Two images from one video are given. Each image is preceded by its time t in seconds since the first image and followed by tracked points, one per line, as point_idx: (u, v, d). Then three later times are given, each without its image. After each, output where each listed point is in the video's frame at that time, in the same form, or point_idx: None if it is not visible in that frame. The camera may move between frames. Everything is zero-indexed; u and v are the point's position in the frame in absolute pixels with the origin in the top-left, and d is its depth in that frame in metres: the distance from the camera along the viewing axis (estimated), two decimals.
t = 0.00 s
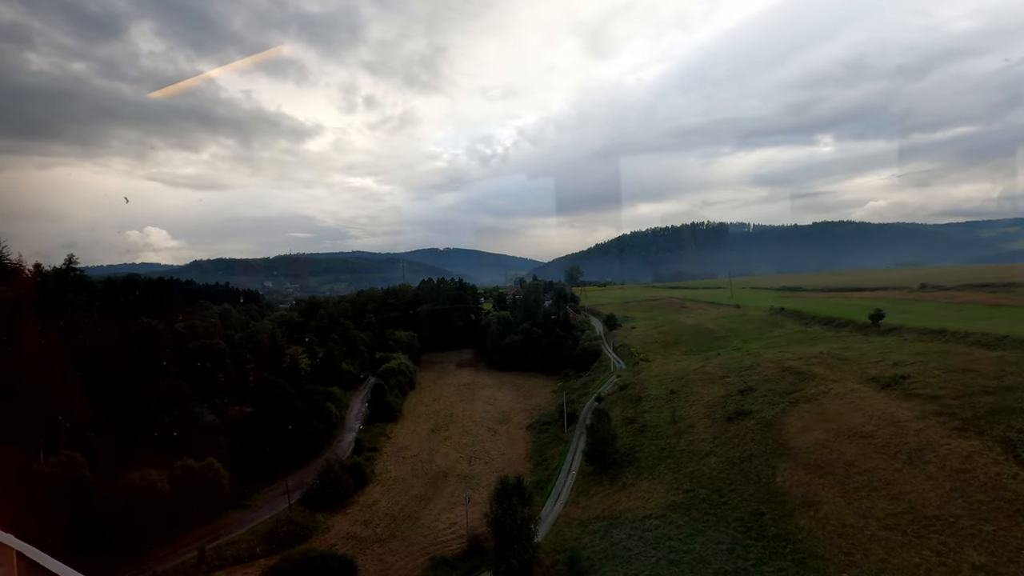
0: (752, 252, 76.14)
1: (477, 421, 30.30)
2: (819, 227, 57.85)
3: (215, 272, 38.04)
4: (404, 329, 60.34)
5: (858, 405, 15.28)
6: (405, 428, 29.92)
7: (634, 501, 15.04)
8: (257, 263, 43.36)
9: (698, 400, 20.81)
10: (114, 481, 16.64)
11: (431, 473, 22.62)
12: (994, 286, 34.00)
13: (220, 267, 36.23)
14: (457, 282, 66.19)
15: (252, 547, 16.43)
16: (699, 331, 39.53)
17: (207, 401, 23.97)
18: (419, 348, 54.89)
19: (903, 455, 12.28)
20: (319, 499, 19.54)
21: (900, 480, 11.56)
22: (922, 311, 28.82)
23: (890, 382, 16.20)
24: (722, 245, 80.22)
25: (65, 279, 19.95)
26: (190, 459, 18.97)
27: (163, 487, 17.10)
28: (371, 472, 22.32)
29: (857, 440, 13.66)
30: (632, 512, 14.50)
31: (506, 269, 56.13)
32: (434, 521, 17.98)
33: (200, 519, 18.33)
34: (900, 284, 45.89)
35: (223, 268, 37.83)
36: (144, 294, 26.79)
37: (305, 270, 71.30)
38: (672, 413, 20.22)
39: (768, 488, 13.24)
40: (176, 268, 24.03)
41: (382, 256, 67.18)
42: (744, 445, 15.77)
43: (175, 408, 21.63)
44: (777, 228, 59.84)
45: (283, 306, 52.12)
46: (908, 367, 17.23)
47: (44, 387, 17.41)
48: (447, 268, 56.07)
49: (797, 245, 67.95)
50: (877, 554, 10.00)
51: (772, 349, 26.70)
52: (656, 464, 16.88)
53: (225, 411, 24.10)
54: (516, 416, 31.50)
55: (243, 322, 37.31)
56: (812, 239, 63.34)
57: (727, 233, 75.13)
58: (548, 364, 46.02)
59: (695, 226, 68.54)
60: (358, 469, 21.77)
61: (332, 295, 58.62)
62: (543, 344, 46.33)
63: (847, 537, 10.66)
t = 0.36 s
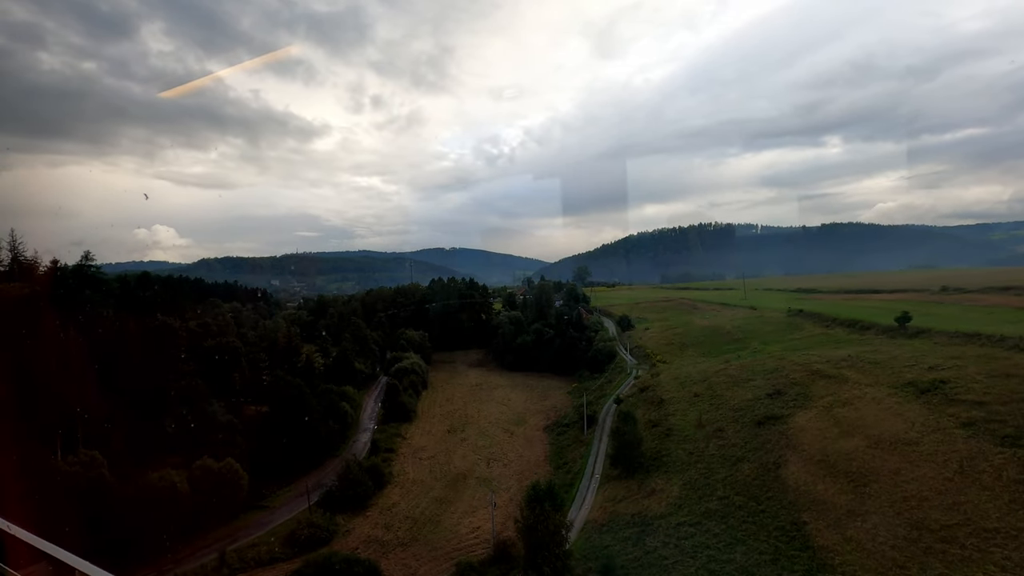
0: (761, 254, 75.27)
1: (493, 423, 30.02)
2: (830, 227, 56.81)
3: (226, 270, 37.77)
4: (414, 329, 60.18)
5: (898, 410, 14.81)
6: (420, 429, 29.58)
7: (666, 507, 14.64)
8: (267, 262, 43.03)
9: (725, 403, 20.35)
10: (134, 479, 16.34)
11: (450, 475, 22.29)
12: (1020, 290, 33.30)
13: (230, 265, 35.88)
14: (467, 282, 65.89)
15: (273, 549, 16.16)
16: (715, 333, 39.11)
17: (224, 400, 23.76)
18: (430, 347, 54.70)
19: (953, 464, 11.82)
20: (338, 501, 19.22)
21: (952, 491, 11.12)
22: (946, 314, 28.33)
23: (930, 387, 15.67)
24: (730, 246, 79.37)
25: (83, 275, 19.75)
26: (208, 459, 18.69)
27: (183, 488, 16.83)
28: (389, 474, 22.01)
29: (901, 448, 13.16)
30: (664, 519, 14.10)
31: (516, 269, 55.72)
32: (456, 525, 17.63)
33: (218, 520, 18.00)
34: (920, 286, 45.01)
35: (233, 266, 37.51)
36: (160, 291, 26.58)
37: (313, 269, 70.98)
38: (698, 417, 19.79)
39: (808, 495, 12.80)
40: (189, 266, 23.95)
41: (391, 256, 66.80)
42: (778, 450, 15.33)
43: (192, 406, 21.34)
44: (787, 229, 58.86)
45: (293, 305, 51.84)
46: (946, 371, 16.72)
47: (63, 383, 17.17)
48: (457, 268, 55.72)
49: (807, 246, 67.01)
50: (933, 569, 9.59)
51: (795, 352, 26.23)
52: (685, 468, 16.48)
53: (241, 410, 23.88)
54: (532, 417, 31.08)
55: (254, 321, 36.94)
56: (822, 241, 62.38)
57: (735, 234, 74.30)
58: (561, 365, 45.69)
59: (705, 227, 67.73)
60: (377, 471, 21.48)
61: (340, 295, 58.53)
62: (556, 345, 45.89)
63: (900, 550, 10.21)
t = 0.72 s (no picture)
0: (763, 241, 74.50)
1: (506, 414, 29.80)
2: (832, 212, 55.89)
3: (226, 264, 37.12)
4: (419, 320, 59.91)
5: (932, 398, 14.49)
6: (432, 421, 29.31)
7: (696, 500, 14.35)
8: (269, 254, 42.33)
9: (747, 392, 20.03)
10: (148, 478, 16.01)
11: (466, 468, 22.04)
12: None
13: (231, 258, 35.31)
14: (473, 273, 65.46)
15: (293, 546, 15.89)
16: (726, 321, 38.82)
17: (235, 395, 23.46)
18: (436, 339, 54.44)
19: (998, 454, 11.52)
20: (354, 496, 18.92)
21: (999, 482, 10.82)
22: (963, 299, 28.03)
23: (963, 374, 15.33)
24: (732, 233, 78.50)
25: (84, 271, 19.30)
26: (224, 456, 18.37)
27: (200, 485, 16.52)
28: (405, 467, 21.74)
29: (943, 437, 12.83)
30: (695, 512, 13.82)
31: (518, 259, 55.23)
32: (477, 519, 17.36)
33: (235, 517, 17.72)
34: (932, 272, 44.48)
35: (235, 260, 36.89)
36: (162, 287, 26.11)
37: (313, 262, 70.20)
38: (720, 407, 19.47)
39: (845, 486, 12.48)
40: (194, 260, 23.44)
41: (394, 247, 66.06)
42: (808, 440, 15.02)
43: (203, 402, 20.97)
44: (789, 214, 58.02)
45: (295, 298, 51.27)
46: (977, 358, 16.39)
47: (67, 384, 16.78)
48: (460, 260, 55.08)
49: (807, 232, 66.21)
50: (988, 563, 9.30)
51: (812, 340, 25.92)
52: (712, 460, 16.18)
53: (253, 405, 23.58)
54: (544, 409, 30.79)
55: (257, 314, 36.38)
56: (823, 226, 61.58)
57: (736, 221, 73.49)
58: (569, 355, 45.46)
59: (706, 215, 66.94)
60: (393, 464, 21.22)
61: (343, 287, 58.13)
62: (564, 336, 45.49)
63: (950, 543, 9.92)
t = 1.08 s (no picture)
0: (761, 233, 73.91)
1: (516, 408, 29.55)
2: (827, 206, 55.00)
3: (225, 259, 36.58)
4: (422, 314, 59.63)
5: (963, 391, 14.30)
6: (441, 416, 29.00)
7: (723, 496, 14.04)
8: (268, 249, 41.67)
9: (766, 386, 19.77)
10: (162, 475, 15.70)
11: (481, 463, 21.75)
12: None
13: (231, 254, 34.69)
14: (476, 266, 64.87)
15: (310, 545, 15.60)
16: (735, 314, 38.57)
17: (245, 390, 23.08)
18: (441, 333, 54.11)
19: None
20: (369, 493, 18.62)
21: None
22: (977, 290, 27.78)
23: (992, 366, 15.12)
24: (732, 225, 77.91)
25: (87, 266, 18.82)
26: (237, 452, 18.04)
27: (215, 483, 16.19)
28: (418, 463, 21.43)
29: (981, 434, 12.66)
30: (723, 509, 13.52)
31: (519, 252, 54.72)
32: (496, 516, 17.05)
33: (248, 515, 17.42)
34: (941, 264, 44.07)
35: (234, 255, 36.25)
36: (165, 282, 25.62)
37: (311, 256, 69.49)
38: (740, 400, 19.19)
39: (881, 481, 12.24)
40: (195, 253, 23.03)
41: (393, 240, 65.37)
42: (837, 434, 14.77)
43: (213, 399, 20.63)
44: (783, 212, 56.96)
45: (295, 293, 50.64)
46: (1004, 351, 16.17)
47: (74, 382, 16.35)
48: (460, 256, 54.42)
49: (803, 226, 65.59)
50: None
51: (827, 333, 25.66)
52: (736, 455, 15.91)
53: (263, 400, 23.25)
54: (555, 403, 30.49)
55: (259, 309, 35.84)
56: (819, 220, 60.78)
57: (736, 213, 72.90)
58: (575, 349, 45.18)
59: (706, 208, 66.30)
60: (407, 460, 20.91)
61: (344, 281, 57.75)
62: (571, 329, 45.08)
63: (999, 543, 9.80)
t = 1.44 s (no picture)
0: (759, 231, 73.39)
1: (527, 406, 29.24)
2: (827, 202, 55.20)
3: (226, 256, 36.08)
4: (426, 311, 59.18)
5: (998, 389, 14.01)
6: (452, 414, 28.65)
7: (753, 496, 13.72)
8: (270, 245, 41.05)
9: (788, 383, 19.40)
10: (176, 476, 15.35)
11: (496, 462, 21.41)
12: None
13: (232, 251, 34.14)
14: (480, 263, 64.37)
15: (328, 548, 15.25)
16: (745, 310, 38.19)
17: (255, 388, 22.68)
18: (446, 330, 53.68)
19: None
20: (383, 493, 18.29)
21: None
22: (995, 286, 27.51)
23: None
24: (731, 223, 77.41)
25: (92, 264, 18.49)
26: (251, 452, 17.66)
27: (229, 484, 15.81)
28: (433, 462, 21.09)
29: (1022, 434, 12.39)
30: (755, 511, 13.19)
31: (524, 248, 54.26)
32: (516, 517, 16.70)
33: (262, 516, 17.06)
34: (953, 259, 43.65)
35: (236, 252, 35.69)
36: (172, 279, 25.25)
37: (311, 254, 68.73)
38: (763, 398, 18.83)
39: (921, 482, 11.96)
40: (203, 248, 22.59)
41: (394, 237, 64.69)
42: (868, 432, 14.45)
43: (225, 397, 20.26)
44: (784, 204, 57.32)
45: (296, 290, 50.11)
46: None
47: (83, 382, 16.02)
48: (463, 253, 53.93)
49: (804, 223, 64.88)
50: None
51: (844, 329, 25.34)
52: (762, 454, 15.56)
53: (273, 399, 22.85)
54: (566, 400, 30.16)
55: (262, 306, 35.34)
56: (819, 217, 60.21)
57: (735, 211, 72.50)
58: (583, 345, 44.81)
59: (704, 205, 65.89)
60: (421, 458, 20.53)
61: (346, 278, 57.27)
62: (578, 326, 44.67)
63: None
